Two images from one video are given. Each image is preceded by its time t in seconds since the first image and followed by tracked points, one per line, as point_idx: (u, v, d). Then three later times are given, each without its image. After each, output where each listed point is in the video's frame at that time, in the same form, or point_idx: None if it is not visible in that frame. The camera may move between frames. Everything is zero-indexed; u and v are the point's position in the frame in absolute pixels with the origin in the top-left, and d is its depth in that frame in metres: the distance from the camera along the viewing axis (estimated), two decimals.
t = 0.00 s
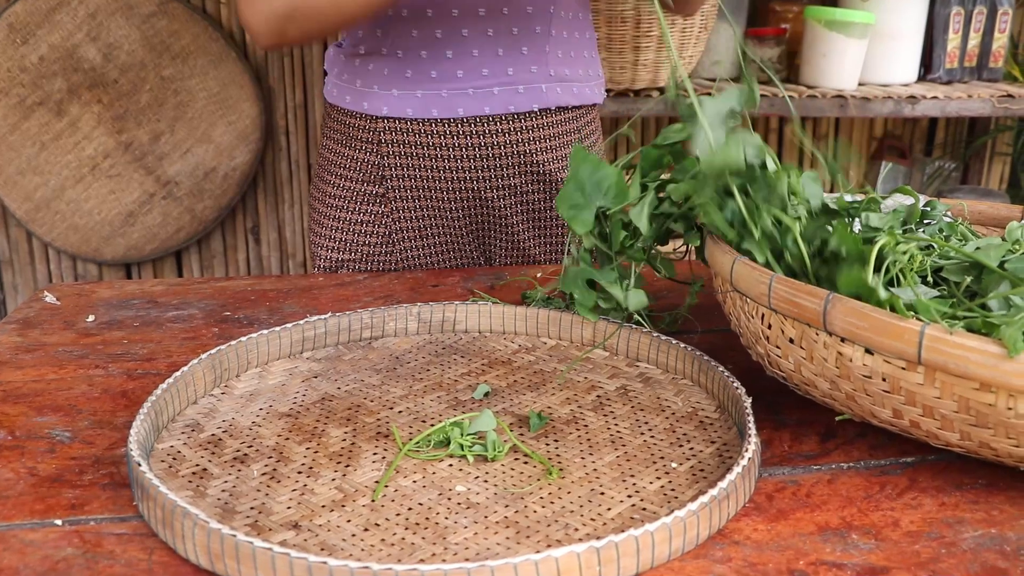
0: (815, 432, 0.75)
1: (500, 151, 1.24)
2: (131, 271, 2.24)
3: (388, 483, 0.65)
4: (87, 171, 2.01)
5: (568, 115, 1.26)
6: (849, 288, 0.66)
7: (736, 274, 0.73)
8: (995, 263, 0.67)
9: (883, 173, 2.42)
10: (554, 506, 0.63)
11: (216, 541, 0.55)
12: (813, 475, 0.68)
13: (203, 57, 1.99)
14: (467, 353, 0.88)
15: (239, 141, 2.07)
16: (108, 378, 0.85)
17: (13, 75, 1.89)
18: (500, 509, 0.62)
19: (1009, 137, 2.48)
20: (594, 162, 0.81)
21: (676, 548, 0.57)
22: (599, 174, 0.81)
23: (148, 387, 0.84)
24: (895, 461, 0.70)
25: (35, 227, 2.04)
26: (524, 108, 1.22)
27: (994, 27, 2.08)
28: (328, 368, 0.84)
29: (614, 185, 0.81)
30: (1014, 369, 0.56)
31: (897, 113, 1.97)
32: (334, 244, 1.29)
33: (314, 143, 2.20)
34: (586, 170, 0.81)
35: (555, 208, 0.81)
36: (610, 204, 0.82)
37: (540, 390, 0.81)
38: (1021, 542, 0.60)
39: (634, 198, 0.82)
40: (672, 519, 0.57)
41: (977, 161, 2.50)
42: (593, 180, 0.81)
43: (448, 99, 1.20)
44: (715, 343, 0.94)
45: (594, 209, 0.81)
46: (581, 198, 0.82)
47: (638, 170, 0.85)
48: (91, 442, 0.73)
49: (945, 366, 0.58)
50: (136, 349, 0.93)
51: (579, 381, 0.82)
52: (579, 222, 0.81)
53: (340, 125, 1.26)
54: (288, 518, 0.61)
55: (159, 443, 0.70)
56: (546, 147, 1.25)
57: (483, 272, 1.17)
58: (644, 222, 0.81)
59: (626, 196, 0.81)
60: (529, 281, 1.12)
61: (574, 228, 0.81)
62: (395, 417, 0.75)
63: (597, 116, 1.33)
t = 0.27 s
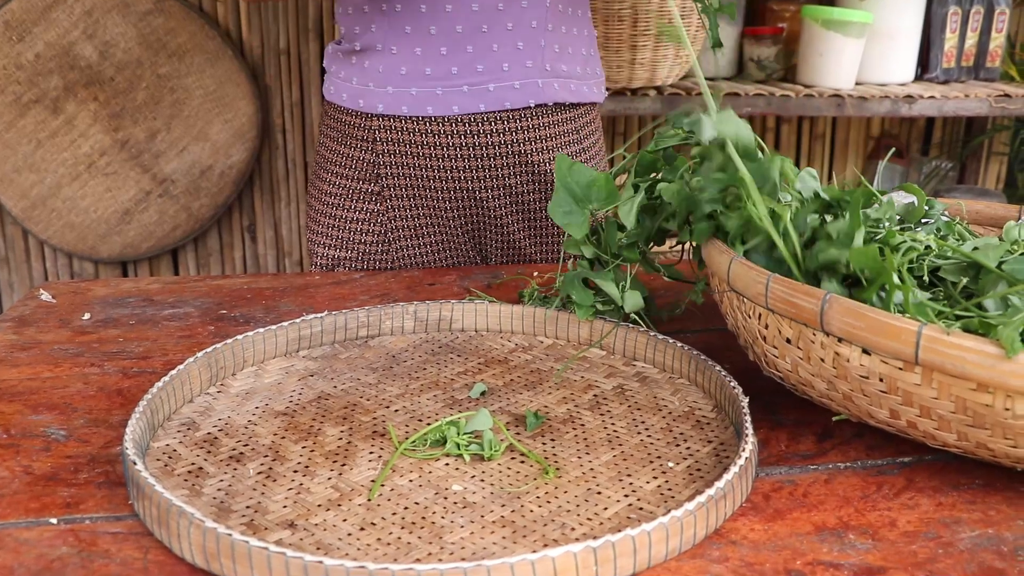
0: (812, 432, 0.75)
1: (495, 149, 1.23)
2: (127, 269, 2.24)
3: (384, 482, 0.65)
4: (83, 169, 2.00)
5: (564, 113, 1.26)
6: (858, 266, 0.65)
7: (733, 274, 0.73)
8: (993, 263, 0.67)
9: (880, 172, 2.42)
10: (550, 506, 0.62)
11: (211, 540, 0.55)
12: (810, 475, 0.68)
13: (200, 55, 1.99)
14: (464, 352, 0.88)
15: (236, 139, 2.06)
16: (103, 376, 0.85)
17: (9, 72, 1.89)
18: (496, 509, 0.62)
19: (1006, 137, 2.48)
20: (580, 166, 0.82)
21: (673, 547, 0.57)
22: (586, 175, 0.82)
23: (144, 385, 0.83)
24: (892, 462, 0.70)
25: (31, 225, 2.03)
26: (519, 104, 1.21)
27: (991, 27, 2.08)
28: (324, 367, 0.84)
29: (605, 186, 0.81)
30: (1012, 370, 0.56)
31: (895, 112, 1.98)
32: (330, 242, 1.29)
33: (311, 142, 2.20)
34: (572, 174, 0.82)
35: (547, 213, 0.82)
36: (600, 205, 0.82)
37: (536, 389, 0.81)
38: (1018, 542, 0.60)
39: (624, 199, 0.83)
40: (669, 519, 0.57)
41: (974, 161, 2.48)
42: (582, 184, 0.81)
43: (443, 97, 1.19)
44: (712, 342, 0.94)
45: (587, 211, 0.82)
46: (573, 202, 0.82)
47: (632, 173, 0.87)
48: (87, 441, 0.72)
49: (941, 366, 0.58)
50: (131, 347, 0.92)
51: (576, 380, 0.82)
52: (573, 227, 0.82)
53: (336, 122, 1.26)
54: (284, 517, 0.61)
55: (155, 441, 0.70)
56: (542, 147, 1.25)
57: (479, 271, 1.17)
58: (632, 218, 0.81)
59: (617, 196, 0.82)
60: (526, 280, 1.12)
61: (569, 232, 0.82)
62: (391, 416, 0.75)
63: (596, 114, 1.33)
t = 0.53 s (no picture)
0: (810, 434, 0.75)
1: (495, 150, 1.23)
2: (124, 269, 2.24)
3: (382, 484, 0.65)
4: (81, 169, 2.00)
5: (565, 113, 1.25)
6: (859, 272, 0.65)
7: (731, 275, 0.73)
8: (991, 264, 0.66)
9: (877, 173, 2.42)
10: (548, 508, 0.62)
11: (208, 542, 0.54)
12: (807, 477, 0.68)
13: (197, 55, 1.98)
14: (461, 353, 0.88)
15: (233, 139, 2.06)
16: (100, 377, 0.85)
17: (6, 72, 1.88)
18: (494, 511, 0.62)
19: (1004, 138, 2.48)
20: (577, 166, 0.83)
21: (670, 550, 0.57)
22: (582, 176, 0.83)
23: (140, 386, 0.83)
24: (890, 464, 0.70)
25: (29, 225, 2.03)
26: (520, 102, 1.21)
27: (989, 28, 2.08)
28: (321, 368, 0.84)
29: (601, 185, 0.82)
30: (1010, 372, 0.56)
31: (892, 114, 1.97)
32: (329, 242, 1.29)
33: (308, 141, 2.19)
34: (569, 173, 0.83)
35: (545, 211, 0.82)
36: (596, 205, 0.83)
37: (534, 390, 0.81)
38: (1015, 544, 0.60)
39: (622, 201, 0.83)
40: (666, 522, 0.57)
41: (971, 162, 2.49)
42: (578, 184, 0.83)
43: (443, 97, 1.19)
44: (710, 343, 0.94)
45: (583, 212, 0.83)
46: (569, 201, 0.83)
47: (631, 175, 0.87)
48: (83, 442, 0.72)
49: (940, 368, 0.58)
50: (128, 348, 0.92)
51: (574, 381, 0.82)
52: (569, 228, 0.83)
53: (337, 122, 1.27)
54: (281, 519, 0.61)
55: (152, 443, 0.70)
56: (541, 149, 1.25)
57: (478, 271, 1.17)
58: (632, 224, 0.80)
59: (613, 197, 0.83)
60: (524, 281, 1.12)
61: (564, 232, 0.83)
62: (388, 417, 0.75)
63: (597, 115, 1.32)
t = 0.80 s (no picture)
0: (808, 437, 0.75)
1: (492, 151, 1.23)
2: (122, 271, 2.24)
3: (380, 486, 0.65)
4: (79, 170, 2.00)
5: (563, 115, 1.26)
6: (859, 288, 0.64)
7: (729, 279, 0.73)
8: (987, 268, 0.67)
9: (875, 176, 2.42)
10: (546, 511, 0.62)
11: (206, 544, 0.54)
12: (805, 480, 0.68)
13: (196, 56, 1.98)
14: (459, 355, 0.88)
15: (231, 141, 2.06)
16: (98, 379, 0.85)
17: (5, 73, 1.88)
18: (491, 513, 0.62)
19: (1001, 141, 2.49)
20: (574, 178, 0.82)
21: (668, 553, 0.57)
22: (579, 187, 0.82)
23: (138, 388, 0.83)
24: (888, 467, 0.70)
25: (26, 226, 2.03)
26: (518, 105, 1.21)
27: (987, 31, 2.09)
28: (319, 370, 0.84)
29: (599, 197, 0.81)
30: (1008, 376, 0.56)
31: (891, 117, 1.98)
32: (327, 243, 1.29)
33: (307, 143, 2.19)
34: (566, 185, 0.82)
35: (542, 223, 0.82)
36: (595, 217, 0.82)
37: (532, 393, 0.81)
38: (1013, 548, 0.60)
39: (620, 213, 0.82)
40: (664, 525, 0.57)
41: (969, 164, 2.50)
42: (576, 195, 0.82)
43: (441, 98, 1.20)
44: (708, 346, 0.94)
45: (582, 222, 0.82)
46: (567, 212, 0.83)
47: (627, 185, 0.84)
48: (81, 444, 0.72)
49: (937, 372, 0.58)
50: (126, 350, 0.92)
51: (572, 384, 0.82)
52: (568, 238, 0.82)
53: (336, 123, 1.27)
54: (279, 521, 0.61)
55: (150, 445, 0.70)
56: (540, 150, 1.25)
57: (476, 273, 1.17)
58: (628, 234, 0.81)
59: (611, 208, 0.82)
60: (522, 283, 1.12)
61: (563, 243, 0.82)
62: (386, 420, 0.75)
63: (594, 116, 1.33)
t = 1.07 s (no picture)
0: (808, 437, 0.75)
1: (494, 154, 1.23)
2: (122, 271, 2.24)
3: (380, 487, 0.65)
4: (78, 171, 2.00)
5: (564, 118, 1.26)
6: (859, 289, 0.64)
7: (729, 280, 0.73)
8: (989, 269, 0.66)
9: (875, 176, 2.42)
10: (546, 511, 0.62)
11: (206, 546, 0.54)
12: (806, 481, 0.68)
13: (196, 57, 1.98)
14: (459, 356, 0.88)
15: (231, 142, 2.06)
16: (98, 380, 0.85)
17: (4, 74, 1.88)
18: (492, 514, 0.62)
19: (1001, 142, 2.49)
20: (575, 181, 0.80)
21: (668, 553, 0.57)
22: (579, 191, 0.80)
23: (138, 389, 0.83)
24: (889, 468, 0.70)
25: (26, 227, 2.03)
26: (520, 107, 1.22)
27: (986, 32, 2.09)
28: (319, 371, 0.84)
29: (599, 201, 0.80)
30: (1009, 377, 0.56)
31: (891, 117, 1.98)
32: (328, 244, 1.28)
33: (306, 144, 2.19)
34: (566, 189, 0.80)
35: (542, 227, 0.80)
36: (596, 220, 0.81)
37: (531, 393, 0.81)
38: (1014, 549, 0.60)
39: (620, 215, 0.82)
40: (665, 526, 0.56)
41: (969, 165, 2.50)
42: (576, 199, 0.80)
43: (443, 100, 1.19)
44: (708, 347, 0.94)
45: (581, 225, 0.81)
46: (567, 216, 0.81)
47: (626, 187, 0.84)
48: (81, 445, 0.72)
49: (938, 373, 0.58)
50: (126, 350, 0.92)
51: (572, 385, 0.82)
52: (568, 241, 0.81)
53: (336, 125, 1.27)
54: (279, 522, 0.61)
55: (150, 446, 0.70)
56: (540, 151, 1.25)
57: (476, 274, 1.17)
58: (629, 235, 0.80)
59: (611, 211, 0.81)
60: (522, 284, 1.12)
61: (563, 246, 0.81)
62: (386, 421, 0.75)
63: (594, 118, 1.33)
